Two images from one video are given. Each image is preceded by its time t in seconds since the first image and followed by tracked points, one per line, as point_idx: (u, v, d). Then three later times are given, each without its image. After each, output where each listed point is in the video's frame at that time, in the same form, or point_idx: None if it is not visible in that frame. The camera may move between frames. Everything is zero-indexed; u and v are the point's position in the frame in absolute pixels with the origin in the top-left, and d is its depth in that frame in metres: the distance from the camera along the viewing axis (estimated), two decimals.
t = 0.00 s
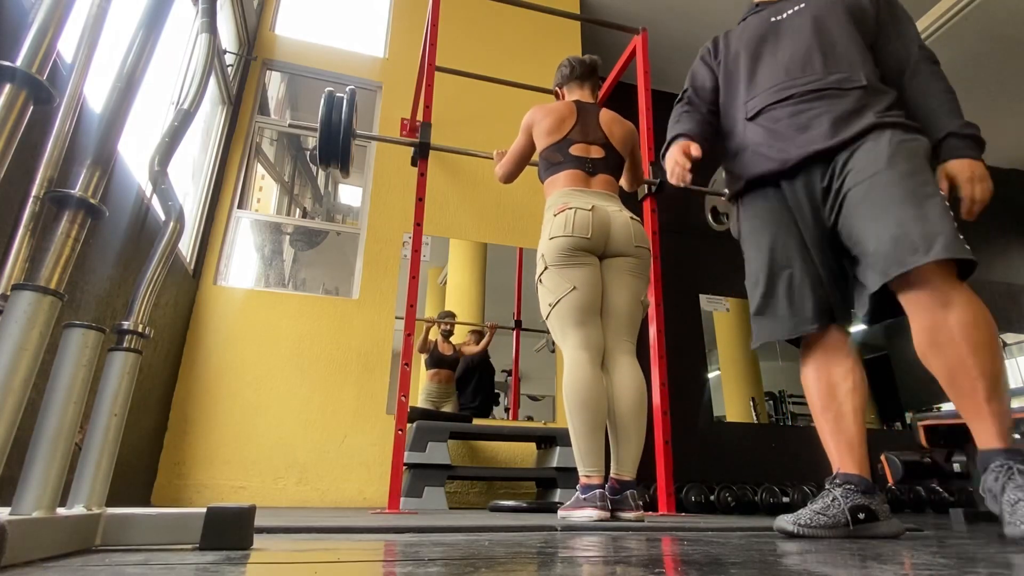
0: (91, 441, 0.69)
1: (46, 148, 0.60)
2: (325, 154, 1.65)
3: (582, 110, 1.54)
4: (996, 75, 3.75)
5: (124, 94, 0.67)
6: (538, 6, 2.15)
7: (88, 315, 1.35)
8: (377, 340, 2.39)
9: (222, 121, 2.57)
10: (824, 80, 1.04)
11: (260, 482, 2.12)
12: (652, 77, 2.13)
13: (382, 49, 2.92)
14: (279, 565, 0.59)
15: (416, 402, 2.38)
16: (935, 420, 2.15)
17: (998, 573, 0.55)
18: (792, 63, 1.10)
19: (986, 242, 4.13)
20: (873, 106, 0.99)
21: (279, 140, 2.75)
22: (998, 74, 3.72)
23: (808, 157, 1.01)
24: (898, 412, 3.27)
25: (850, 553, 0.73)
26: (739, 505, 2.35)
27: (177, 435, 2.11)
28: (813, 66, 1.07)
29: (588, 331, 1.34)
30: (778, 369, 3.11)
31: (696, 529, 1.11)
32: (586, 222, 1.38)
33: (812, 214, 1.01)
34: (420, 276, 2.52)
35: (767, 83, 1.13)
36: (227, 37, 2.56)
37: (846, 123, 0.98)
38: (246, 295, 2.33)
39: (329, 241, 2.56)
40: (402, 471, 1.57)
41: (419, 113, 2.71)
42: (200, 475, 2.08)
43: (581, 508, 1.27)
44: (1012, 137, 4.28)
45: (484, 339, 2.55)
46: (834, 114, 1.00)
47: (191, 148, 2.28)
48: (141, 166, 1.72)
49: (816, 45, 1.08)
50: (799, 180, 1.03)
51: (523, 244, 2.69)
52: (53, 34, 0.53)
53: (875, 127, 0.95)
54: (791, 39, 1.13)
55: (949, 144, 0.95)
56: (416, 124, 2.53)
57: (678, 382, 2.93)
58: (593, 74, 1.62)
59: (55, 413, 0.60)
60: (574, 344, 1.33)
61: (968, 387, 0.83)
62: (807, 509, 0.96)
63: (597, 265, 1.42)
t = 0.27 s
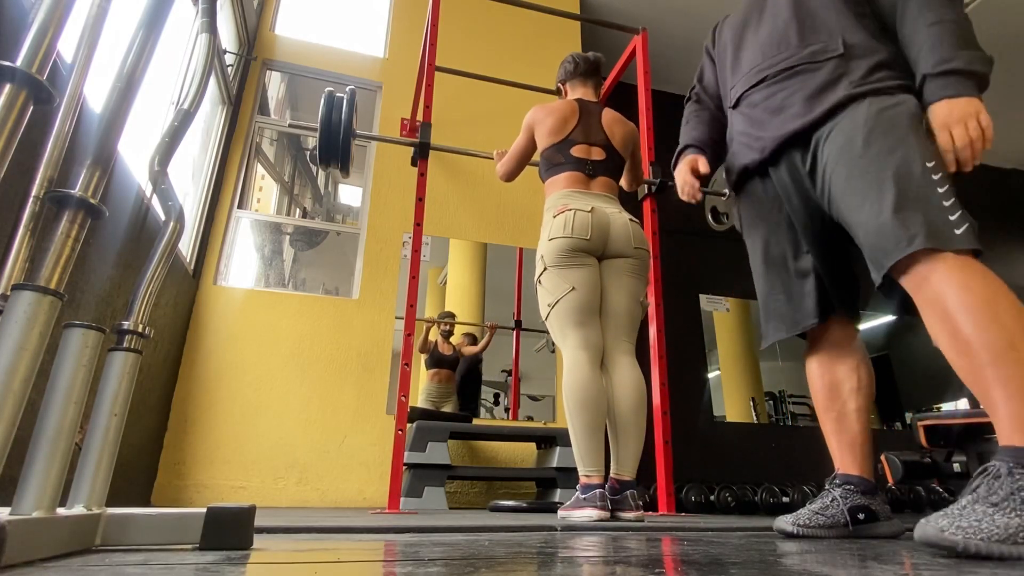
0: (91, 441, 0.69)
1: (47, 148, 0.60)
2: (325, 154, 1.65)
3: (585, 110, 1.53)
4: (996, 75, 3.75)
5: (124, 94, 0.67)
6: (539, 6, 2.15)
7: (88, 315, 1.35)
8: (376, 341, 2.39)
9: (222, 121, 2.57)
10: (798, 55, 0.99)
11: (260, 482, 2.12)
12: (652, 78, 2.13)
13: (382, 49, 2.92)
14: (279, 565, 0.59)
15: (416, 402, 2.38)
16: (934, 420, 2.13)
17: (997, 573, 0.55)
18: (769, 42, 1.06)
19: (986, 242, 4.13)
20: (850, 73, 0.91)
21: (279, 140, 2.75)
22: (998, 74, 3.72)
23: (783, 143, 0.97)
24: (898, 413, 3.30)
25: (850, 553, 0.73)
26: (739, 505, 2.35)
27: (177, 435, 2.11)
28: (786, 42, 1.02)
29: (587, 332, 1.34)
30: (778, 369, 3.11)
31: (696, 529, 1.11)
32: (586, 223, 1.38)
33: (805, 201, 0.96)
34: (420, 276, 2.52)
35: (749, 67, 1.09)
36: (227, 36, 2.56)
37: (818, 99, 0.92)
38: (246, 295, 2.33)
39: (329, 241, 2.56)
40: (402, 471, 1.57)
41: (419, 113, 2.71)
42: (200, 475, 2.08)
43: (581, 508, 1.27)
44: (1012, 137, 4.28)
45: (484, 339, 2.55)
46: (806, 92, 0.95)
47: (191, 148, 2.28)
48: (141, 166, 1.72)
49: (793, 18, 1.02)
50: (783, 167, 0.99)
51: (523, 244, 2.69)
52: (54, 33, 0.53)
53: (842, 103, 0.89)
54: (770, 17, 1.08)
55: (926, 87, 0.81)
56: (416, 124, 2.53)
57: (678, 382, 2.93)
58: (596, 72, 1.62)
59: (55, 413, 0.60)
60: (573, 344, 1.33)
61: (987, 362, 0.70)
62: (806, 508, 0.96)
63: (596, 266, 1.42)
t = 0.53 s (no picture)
0: (91, 441, 0.69)
1: (47, 148, 0.60)
2: (325, 154, 1.65)
3: (585, 110, 1.53)
4: (995, 75, 3.75)
5: (124, 94, 0.67)
6: (538, 6, 2.15)
7: (89, 315, 1.35)
8: (376, 340, 2.39)
9: (222, 121, 2.57)
10: (787, 23, 0.99)
11: (260, 482, 2.12)
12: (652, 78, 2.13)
13: (382, 49, 2.92)
14: (279, 565, 0.59)
15: (416, 402, 2.38)
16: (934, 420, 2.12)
17: (998, 573, 0.55)
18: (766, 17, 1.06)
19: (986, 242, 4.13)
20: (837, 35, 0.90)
21: (279, 140, 2.75)
22: (998, 74, 3.72)
23: (780, 123, 0.98)
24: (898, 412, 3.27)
25: (850, 553, 0.73)
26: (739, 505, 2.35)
27: (177, 435, 2.11)
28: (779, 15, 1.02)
29: (587, 331, 1.34)
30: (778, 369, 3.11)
31: (696, 529, 1.11)
32: (586, 224, 1.38)
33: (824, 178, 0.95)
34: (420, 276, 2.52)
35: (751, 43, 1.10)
36: (227, 36, 2.56)
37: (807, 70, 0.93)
38: (246, 295, 2.33)
39: (329, 241, 2.56)
40: (402, 471, 1.57)
41: (418, 113, 2.71)
42: (200, 475, 2.08)
43: (580, 508, 1.27)
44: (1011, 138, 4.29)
45: (484, 340, 2.55)
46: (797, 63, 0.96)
47: (191, 148, 2.28)
48: (141, 166, 1.72)
49: None
50: (783, 146, 0.99)
51: (523, 244, 2.69)
52: (54, 33, 0.53)
53: (830, 81, 0.88)
54: None
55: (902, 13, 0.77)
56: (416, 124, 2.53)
57: (678, 382, 2.93)
58: (596, 71, 1.62)
59: (55, 412, 0.60)
60: (573, 344, 1.33)
61: (1014, 367, 0.69)
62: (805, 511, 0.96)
63: (596, 266, 1.42)
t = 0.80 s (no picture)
0: (91, 441, 0.69)
1: (47, 148, 0.60)
2: (325, 154, 1.66)
3: (585, 109, 1.53)
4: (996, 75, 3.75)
5: (124, 94, 0.67)
6: (539, 6, 2.14)
7: (88, 315, 1.35)
8: (376, 340, 2.39)
9: (222, 121, 2.57)
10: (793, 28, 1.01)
11: (260, 482, 2.12)
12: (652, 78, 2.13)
13: (382, 49, 2.92)
14: (279, 566, 0.59)
15: (416, 402, 2.38)
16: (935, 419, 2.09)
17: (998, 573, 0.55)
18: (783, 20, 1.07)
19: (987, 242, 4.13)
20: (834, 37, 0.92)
21: (279, 140, 2.75)
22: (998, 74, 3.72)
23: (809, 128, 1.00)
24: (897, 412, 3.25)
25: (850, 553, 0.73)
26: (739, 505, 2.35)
27: (177, 435, 2.11)
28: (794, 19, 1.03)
29: (587, 331, 1.34)
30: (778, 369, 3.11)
31: (697, 529, 1.11)
32: (586, 224, 1.38)
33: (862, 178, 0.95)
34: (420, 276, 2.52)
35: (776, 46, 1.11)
36: (227, 36, 2.56)
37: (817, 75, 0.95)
38: (246, 295, 2.33)
39: (329, 241, 2.56)
40: (402, 471, 1.57)
41: (418, 113, 2.71)
42: (200, 475, 2.08)
43: (581, 508, 1.27)
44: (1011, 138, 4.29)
45: (484, 340, 2.55)
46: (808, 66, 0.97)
47: (191, 148, 2.28)
48: (141, 166, 1.72)
49: None
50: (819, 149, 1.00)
51: (523, 244, 2.69)
52: (53, 33, 0.53)
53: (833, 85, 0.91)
54: None
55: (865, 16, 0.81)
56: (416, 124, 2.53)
57: (679, 382, 2.93)
58: (596, 70, 1.61)
59: (55, 413, 0.60)
60: (573, 344, 1.33)
61: (1019, 370, 0.69)
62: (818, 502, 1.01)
63: (597, 266, 1.42)
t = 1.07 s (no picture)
0: (91, 441, 0.69)
1: (46, 148, 0.60)
2: (325, 154, 1.66)
3: (585, 108, 1.53)
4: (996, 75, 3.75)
5: (124, 94, 0.67)
6: (539, 6, 2.14)
7: (88, 314, 1.35)
8: (376, 340, 2.39)
9: (222, 121, 2.57)
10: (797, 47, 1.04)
11: (260, 482, 2.12)
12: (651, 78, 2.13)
13: (382, 49, 2.92)
14: (279, 566, 0.59)
15: (416, 402, 2.39)
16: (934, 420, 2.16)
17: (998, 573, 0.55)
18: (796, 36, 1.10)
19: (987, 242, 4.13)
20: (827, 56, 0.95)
21: (279, 140, 2.75)
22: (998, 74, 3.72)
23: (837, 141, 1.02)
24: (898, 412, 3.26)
25: (850, 553, 0.73)
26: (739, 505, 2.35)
27: (177, 435, 2.11)
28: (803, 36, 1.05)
29: (588, 331, 1.34)
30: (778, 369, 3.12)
31: (697, 529, 1.11)
32: (587, 224, 1.38)
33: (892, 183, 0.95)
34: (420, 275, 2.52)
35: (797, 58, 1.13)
36: (227, 36, 2.56)
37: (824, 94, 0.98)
38: (246, 295, 2.33)
39: (329, 241, 2.56)
40: (402, 471, 1.57)
41: (418, 113, 2.71)
42: (200, 475, 2.08)
43: (581, 508, 1.27)
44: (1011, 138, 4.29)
45: (484, 340, 2.55)
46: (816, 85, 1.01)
47: (191, 148, 2.28)
48: (141, 166, 1.72)
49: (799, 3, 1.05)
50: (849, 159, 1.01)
51: (523, 244, 2.69)
52: (53, 33, 0.53)
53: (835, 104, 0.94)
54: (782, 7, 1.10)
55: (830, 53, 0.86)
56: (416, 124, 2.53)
57: (679, 382, 2.93)
58: (596, 69, 1.61)
59: (55, 413, 0.60)
60: (573, 343, 1.33)
61: (1017, 369, 0.69)
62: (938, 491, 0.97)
63: (597, 266, 1.42)
